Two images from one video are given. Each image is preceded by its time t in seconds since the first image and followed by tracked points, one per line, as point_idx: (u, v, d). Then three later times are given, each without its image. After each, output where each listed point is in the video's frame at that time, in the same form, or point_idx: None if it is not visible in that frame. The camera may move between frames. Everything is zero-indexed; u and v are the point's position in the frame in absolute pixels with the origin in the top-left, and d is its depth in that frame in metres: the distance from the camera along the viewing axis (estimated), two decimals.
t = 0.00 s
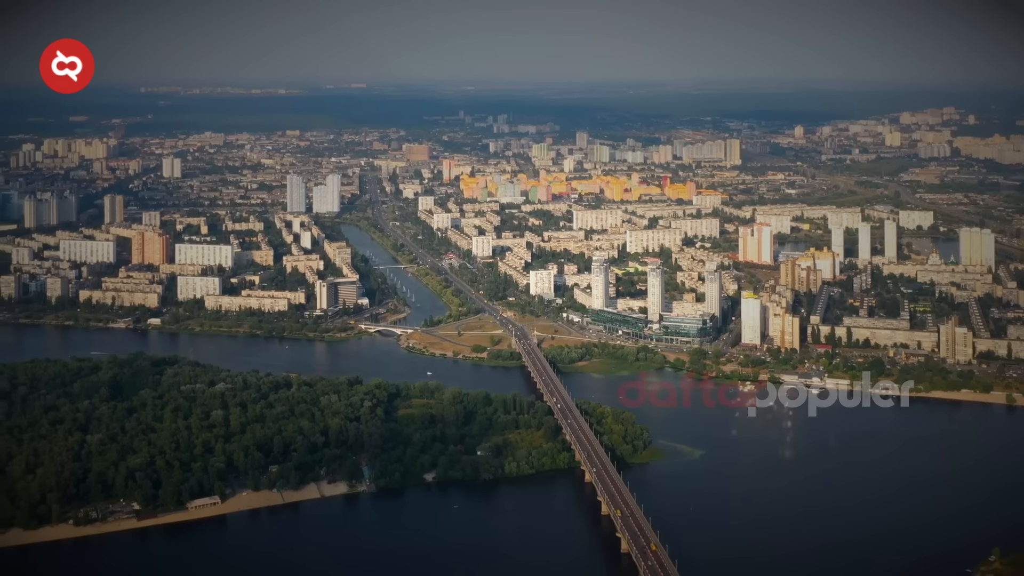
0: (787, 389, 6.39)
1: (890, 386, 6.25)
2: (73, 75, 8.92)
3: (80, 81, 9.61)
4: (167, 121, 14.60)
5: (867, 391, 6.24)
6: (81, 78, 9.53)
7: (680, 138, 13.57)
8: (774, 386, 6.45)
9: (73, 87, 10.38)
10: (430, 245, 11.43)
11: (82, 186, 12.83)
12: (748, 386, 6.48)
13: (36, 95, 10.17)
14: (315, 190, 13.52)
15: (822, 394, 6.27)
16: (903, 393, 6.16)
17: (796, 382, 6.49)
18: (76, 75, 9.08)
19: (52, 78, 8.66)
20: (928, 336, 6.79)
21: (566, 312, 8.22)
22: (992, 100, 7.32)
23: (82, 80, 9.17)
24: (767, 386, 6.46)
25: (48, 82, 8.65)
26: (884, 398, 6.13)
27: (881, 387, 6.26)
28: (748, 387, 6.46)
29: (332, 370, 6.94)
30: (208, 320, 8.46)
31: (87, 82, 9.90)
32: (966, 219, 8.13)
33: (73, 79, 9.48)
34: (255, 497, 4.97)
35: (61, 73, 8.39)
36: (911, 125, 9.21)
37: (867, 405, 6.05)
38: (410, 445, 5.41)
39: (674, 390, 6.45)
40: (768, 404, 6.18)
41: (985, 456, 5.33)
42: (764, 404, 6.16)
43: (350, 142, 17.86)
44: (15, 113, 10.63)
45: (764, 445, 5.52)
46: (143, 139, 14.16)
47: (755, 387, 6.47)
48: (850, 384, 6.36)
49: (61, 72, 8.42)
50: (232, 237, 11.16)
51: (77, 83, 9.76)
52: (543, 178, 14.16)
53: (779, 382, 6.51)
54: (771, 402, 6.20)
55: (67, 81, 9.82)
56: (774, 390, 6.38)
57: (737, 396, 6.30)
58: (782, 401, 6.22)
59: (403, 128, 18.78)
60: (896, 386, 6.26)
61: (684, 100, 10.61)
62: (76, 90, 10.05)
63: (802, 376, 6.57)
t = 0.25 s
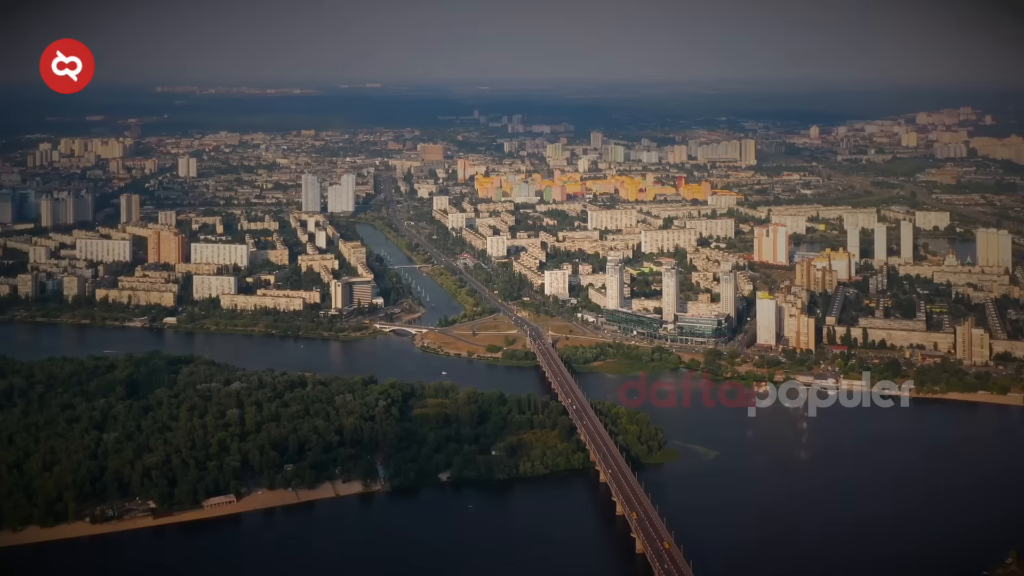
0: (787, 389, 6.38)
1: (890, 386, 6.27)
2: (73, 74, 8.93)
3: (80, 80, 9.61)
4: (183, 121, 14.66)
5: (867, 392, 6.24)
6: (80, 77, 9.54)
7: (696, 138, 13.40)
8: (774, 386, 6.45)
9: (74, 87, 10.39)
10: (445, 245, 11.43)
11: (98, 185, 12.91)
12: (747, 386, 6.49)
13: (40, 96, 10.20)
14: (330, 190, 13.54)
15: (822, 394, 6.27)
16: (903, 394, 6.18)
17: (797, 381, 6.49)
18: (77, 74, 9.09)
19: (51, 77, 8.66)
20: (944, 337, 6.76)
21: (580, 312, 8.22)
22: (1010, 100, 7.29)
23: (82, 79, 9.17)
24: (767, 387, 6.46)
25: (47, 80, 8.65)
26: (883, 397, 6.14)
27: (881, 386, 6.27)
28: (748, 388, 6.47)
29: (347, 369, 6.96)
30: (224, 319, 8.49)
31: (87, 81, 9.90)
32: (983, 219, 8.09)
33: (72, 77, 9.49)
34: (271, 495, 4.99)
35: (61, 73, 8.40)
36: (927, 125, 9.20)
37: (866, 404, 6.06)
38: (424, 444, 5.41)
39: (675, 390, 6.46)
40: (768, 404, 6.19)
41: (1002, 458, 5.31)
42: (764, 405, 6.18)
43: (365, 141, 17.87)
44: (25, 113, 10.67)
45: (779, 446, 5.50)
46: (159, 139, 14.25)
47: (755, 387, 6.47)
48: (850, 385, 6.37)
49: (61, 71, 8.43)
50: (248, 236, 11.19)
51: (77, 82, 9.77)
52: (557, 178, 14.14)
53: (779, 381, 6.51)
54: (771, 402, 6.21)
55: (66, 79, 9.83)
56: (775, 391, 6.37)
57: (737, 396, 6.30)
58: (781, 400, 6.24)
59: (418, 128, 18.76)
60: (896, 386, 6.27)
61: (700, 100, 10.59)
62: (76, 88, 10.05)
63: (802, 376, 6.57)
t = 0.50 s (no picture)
0: (787, 389, 6.41)
1: (889, 386, 6.28)
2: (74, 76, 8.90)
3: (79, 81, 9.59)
4: (199, 120, 14.76)
5: (866, 392, 6.25)
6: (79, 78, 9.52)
7: (710, 138, 13.25)
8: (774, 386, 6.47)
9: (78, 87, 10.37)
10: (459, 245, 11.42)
11: (114, 184, 12.99)
12: (747, 385, 6.52)
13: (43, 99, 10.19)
14: (344, 189, 13.56)
15: (821, 394, 6.29)
16: (902, 394, 6.19)
17: (798, 382, 6.50)
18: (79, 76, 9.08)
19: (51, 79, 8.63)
20: (960, 338, 6.74)
21: (594, 312, 8.21)
22: None
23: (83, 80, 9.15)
24: (765, 386, 6.49)
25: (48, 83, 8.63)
26: (883, 397, 6.16)
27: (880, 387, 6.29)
28: (747, 388, 6.48)
29: (361, 368, 6.98)
30: (239, 318, 8.51)
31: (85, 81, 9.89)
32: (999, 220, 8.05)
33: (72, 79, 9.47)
34: (285, 494, 5.00)
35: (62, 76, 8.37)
36: (943, 125, 8.90)
37: (867, 405, 6.06)
38: (439, 444, 5.42)
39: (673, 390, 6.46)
40: (768, 404, 6.20)
41: (1017, 458, 5.29)
42: (763, 405, 6.18)
43: (379, 141, 17.88)
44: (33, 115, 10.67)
45: (793, 446, 5.50)
46: (174, 138, 14.34)
47: (755, 386, 6.49)
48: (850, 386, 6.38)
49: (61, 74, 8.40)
50: (263, 235, 11.22)
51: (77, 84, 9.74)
52: (571, 178, 14.14)
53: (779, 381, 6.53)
54: (770, 402, 6.23)
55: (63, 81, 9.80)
56: (774, 390, 6.40)
57: (737, 396, 6.31)
58: (779, 400, 6.26)
59: (432, 127, 18.73)
60: (896, 386, 6.28)
61: (714, 100, 10.57)
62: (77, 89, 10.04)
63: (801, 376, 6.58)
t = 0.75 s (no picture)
0: (787, 389, 6.42)
1: (891, 386, 6.31)
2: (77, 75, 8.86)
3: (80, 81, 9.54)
4: (218, 119, 14.89)
5: (867, 393, 6.27)
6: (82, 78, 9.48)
7: (728, 137, 13.16)
8: (775, 386, 6.49)
9: (81, 89, 10.33)
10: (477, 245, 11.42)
11: (133, 183, 13.09)
12: (748, 385, 6.52)
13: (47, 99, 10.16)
14: (362, 189, 13.58)
15: (821, 394, 6.31)
16: (902, 394, 6.21)
17: (799, 382, 6.52)
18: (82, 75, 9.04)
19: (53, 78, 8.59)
20: (980, 339, 6.71)
21: (612, 312, 8.21)
22: None
23: (86, 79, 9.11)
24: (765, 386, 6.50)
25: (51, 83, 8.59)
26: (884, 397, 6.18)
27: (881, 388, 6.31)
28: (747, 388, 6.48)
29: (379, 367, 7.00)
30: (257, 317, 8.54)
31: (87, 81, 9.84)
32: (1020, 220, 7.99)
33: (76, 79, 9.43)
34: (304, 492, 5.01)
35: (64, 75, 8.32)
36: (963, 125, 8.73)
37: (865, 404, 6.09)
38: (456, 443, 5.42)
39: (674, 390, 6.43)
40: (768, 404, 6.19)
41: None
42: (764, 404, 6.18)
43: (397, 141, 17.89)
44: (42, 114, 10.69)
45: (812, 447, 5.48)
46: (192, 138, 14.50)
47: (755, 386, 6.49)
48: (849, 387, 6.40)
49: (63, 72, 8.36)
50: (281, 234, 11.26)
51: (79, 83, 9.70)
52: (589, 178, 14.12)
53: (779, 382, 6.55)
54: (771, 401, 6.23)
55: (65, 80, 9.75)
56: (774, 390, 6.41)
57: (737, 396, 6.31)
58: (780, 400, 6.26)
59: (449, 127, 18.65)
60: (897, 386, 6.31)
61: (732, 100, 10.54)
62: (79, 89, 10.00)
63: (799, 376, 6.61)
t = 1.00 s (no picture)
0: (786, 388, 6.43)
1: (891, 387, 6.34)
2: (78, 77, 8.82)
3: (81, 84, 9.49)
4: (236, 119, 14.96)
5: (866, 393, 6.29)
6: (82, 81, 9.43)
7: (744, 138, 12.81)
8: (775, 386, 6.49)
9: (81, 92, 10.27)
10: (492, 245, 11.41)
11: (150, 182, 13.24)
12: (748, 385, 6.52)
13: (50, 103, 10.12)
14: (377, 188, 13.60)
15: (821, 394, 6.32)
16: (902, 394, 6.23)
17: (798, 382, 6.53)
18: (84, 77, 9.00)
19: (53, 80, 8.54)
20: (998, 340, 6.67)
21: (627, 312, 8.20)
22: None
23: (87, 81, 9.07)
24: (765, 386, 6.50)
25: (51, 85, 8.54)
26: (883, 398, 6.20)
27: (879, 390, 6.33)
28: (746, 388, 6.48)
29: (393, 366, 7.02)
30: (272, 316, 8.56)
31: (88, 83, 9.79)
32: None
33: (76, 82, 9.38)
34: (319, 492, 5.03)
35: (65, 77, 8.27)
36: (979, 125, 8.28)
37: (866, 405, 6.11)
38: (471, 442, 5.43)
39: (674, 390, 6.41)
40: (768, 404, 6.19)
41: None
42: (763, 404, 6.18)
43: (413, 140, 17.90)
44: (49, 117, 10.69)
45: (827, 448, 5.47)
46: (209, 137, 14.61)
47: (754, 386, 6.49)
48: (848, 387, 6.41)
49: (63, 74, 8.31)
50: (297, 234, 11.29)
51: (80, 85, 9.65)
52: (605, 178, 14.10)
53: (779, 382, 6.56)
54: (771, 401, 6.23)
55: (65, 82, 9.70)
56: (773, 390, 6.42)
57: (737, 396, 6.31)
58: (780, 400, 6.26)
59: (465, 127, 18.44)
60: (896, 387, 6.34)
61: (747, 100, 10.51)
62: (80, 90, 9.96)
63: (796, 376, 6.62)
